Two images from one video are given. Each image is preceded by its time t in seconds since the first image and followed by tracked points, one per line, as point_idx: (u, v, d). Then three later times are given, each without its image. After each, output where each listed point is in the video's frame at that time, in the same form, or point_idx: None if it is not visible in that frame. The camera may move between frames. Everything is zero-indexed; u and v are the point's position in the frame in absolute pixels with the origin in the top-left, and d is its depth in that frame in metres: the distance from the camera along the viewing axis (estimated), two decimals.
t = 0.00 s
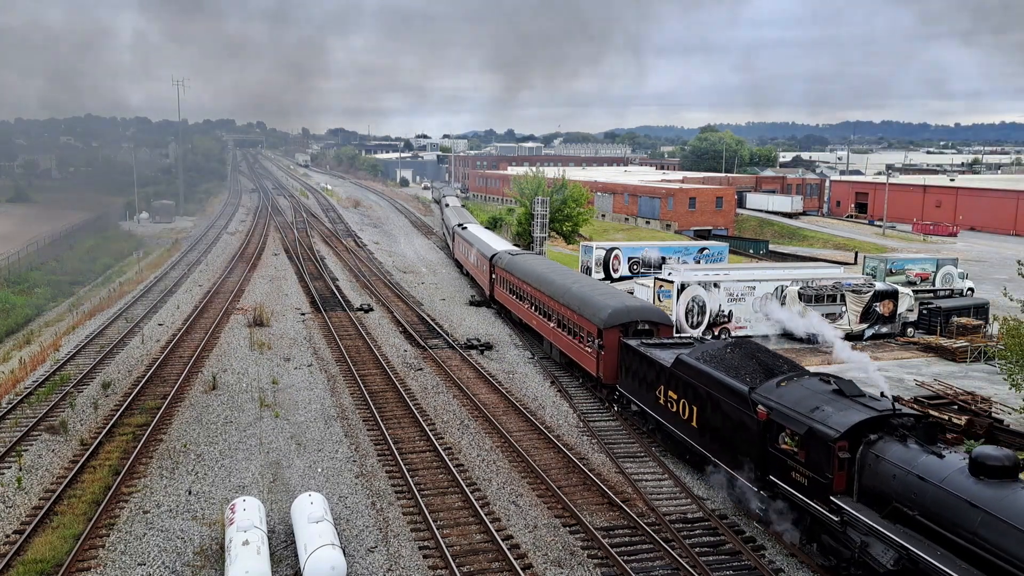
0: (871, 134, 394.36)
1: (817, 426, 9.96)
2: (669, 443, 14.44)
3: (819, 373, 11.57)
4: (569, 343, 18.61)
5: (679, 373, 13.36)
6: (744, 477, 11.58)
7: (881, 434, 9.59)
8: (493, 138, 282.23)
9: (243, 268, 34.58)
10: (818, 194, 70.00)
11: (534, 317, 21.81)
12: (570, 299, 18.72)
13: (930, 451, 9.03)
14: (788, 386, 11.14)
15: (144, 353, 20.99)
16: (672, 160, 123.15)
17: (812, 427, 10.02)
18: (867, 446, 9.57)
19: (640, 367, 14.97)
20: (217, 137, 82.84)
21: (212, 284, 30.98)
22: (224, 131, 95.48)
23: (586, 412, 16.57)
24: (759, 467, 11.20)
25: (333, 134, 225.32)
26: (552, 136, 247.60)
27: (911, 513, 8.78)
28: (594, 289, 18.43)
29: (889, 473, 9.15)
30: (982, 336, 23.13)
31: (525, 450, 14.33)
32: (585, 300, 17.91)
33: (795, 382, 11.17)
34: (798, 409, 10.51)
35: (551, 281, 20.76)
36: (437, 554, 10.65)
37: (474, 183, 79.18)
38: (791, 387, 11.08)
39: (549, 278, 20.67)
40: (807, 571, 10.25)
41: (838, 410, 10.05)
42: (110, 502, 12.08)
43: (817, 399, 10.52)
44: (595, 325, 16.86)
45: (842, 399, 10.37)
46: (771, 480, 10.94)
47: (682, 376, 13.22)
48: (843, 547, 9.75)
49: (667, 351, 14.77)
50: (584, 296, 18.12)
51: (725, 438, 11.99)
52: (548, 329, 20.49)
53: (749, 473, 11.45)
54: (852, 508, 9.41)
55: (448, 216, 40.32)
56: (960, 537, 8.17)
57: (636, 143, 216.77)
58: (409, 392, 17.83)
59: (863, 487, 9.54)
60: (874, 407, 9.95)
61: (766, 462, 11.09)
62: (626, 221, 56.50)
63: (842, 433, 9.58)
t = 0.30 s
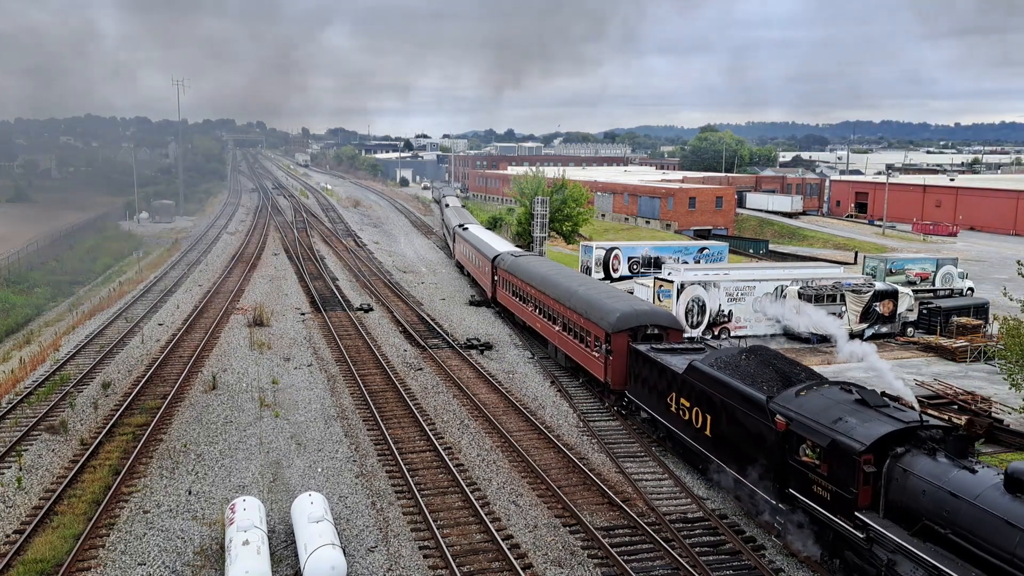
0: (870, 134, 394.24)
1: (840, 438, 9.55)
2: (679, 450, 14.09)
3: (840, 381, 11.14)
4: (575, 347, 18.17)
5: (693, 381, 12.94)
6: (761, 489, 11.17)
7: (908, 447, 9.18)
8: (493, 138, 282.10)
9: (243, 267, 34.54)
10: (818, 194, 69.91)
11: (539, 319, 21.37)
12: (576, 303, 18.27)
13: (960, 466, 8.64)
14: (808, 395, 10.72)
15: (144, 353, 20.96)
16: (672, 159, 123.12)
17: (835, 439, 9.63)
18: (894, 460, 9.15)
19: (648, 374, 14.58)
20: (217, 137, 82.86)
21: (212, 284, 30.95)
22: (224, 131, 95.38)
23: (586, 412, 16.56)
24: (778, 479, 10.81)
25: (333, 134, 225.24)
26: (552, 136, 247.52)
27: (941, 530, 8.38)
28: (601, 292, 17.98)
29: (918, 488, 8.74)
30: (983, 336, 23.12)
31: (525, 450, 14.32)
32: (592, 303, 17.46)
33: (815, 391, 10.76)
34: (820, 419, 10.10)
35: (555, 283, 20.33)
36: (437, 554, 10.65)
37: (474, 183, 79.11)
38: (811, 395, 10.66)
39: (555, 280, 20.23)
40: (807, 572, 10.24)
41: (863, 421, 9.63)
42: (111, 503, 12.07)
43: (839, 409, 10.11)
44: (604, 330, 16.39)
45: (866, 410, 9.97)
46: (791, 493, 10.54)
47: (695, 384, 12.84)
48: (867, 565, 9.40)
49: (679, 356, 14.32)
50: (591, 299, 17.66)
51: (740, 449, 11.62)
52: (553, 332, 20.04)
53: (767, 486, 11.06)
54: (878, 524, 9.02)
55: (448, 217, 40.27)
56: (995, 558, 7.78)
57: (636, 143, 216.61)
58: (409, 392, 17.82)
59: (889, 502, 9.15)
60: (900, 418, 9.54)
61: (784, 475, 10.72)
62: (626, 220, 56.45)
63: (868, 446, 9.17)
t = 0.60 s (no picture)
0: (871, 134, 394.20)
1: (867, 452, 9.19)
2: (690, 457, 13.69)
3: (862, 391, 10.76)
4: (582, 353, 17.54)
5: (706, 389, 12.53)
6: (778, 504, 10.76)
7: (938, 461, 8.79)
8: (494, 138, 281.94)
9: (243, 267, 34.54)
10: (818, 194, 69.86)
11: (543, 323, 20.76)
12: (583, 307, 17.63)
13: (994, 482, 8.23)
14: (829, 405, 10.33)
15: (144, 352, 20.97)
16: (672, 159, 123.11)
17: (862, 453, 9.26)
18: (923, 475, 8.77)
19: (658, 382, 14.16)
20: (217, 137, 82.92)
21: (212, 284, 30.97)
22: (224, 131, 95.33)
23: (586, 412, 16.56)
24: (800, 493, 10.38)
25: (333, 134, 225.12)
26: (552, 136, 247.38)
27: (976, 550, 7.96)
28: (609, 296, 17.32)
29: (949, 504, 8.34)
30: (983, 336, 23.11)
31: (525, 450, 14.32)
32: (600, 307, 16.78)
33: (835, 401, 10.39)
34: (843, 431, 9.73)
35: (561, 286, 19.71)
36: (437, 554, 10.66)
37: (474, 183, 79.15)
38: (832, 405, 10.29)
39: (560, 283, 19.66)
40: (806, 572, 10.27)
41: (890, 434, 9.27)
42: (110, 502, 12.08)
43: (863, 421, 9.75)
44: (612, 335, 15.72)
45: (891, 421, 9.61)
46: (812, 508, 10.17)
47: (709, 392, 12.44)
48: None
49: (690, 362, 13.89)
50: (599, 304, 16.99)
51: (756, 461, 11.22)
52: (559, 336, 19.39)
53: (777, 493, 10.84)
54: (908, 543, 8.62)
55: (448, 217, 40.26)
56: None
57: (636, 143, 216.71)
58: (409, 391, 17.82)
59: (919, 519, 8.75)
60: (928, 430, 9.17)
61: (805, 488, 10.31)
62: (626, 221, 56.46)
63: (896, 461, 8.80)
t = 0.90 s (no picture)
0: (871, 134, 394.15)
1: (896, 467, 8.95)
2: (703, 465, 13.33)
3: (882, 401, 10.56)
4: (588, 357, 17.16)
5: (722, 398, 12.13)
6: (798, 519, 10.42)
7: (970, 477, 8.59)
8: (494, 138, 282.01)
9: (243, 268, 34.55)
10: (818, 194, 69.80)
11: (548, 327, 20.36)
12: (590, 310, 17.22)
13: None
14: (852, 417, 10.06)
15: (144, 353, 20.97)
16: (672, 159, 123.14)
17: (890, 467, 9.02)
18: (956, 492, 8.56)
19: (670, 391, 13.76)
20: (217, 137, 82.94)
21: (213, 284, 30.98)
22: (224, 131, 95.28)
23: (586, 412, 16.57)
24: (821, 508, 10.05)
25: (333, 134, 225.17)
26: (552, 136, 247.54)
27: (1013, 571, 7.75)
28: (617, 299, 16.89)
29: (983, 522, 8.13)
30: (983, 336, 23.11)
31: (525, 450, 14.32)
32: (608, 311, 16.36)
33: (859, 412, 10.14)
34: (869, 445, 9.49)
35: (566, 289, 19.32)
36: (437, 554, 10.66)
37: (474, 183, 79.15)
38: (856, 417, 10.03)
39: (565, 286, 19.27)
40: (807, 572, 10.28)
41: (919, 448, 9.06)
42: (111, 503, 12.08)
43: (889, 434, 9.52)
44: (621, 339, 15.31)
45: (919, 434, 9.39)
46: (834, 524, 9.88)
47: (724, 402, 12.06)
48: None
49: (702, 369, 13.48)
50: (606, 307, 16.58)
51: (774, 473, 10.87)
52: (564, 340, 18.95)
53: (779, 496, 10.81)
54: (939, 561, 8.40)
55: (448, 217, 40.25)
56: None
57: (637, 143, 216.80)
58: (409, 392, 17.83)
59: (950, 537, 8.53)
60: (959, 444, 8.97)
61: (827, 503, 10.01)
62: (626, 221, 56.47)
63: (927, 477, 8.59)
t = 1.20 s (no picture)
0: (870, 134, 394.32)
1: (927, 483, 8.46)
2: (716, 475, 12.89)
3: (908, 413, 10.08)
4: (595, 361, 16.86)
5: (737, 407, 11.67)
6: (818, 533, 9.98)
7: (1006, 494, 8.09)
8: (494, 138, 282.19)
9: (243, 267, 34.55)
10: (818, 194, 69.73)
11: (552, 330, 20.04)
12: (598, 314, 16.88)
13: None
14: (878, 429, 9.56)
15: (144, 353, 20.98)
16: (672, 159, 123.24)
17: (921, 484, 8.52)
18: (991, 510, 8.05)
19: (682, 400, 13.32)
20: (217, 137, 82.99)
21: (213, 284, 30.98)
22: (224, 131, 95.31)
23: (586, 412, 16.57)
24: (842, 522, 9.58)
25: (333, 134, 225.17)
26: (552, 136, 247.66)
27: None
28: (626, 304, 16.56)
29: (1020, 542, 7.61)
30: (983, 336, 23.10)
31: (525, 450, 14.33)
32: (616, 315, 16.06)
33: (884, 424, 9.64)
34: (897, 459, 8.98)
35: (572, 291, 18.99)
36: (437, 554, 10.66)
37: (474, 183, 79.19)
38: (882, 429, 9.52)
39: (571, 288, 18.94)
40: (807, 572, 10.28)
41: (951, 463, 8.57)
42: (110, 503, 12.08)
43: (918, 447, 9.02)
44: (630, 344, 14.99)
45: (949, 448, 8.90)
46: (860, 541, 9.37)
47: (739, 411, 11.60)
48: None
49: (714, 376, 13.13)
50: (615, 310, 16.27)
51: (794, 486, 10.40)
52: (570, 345, 18.62)
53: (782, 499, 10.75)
54: None
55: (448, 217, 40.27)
56: None
57: (637, 143, 216.94)
58: (409, 392, 17.83)
59: (986, 558, 8.00)
60: (993, 459, 8.48)
61: (851, 519, 9.53)
62: (626, 221, 56.50)
63: (960, 494, 8.10)
